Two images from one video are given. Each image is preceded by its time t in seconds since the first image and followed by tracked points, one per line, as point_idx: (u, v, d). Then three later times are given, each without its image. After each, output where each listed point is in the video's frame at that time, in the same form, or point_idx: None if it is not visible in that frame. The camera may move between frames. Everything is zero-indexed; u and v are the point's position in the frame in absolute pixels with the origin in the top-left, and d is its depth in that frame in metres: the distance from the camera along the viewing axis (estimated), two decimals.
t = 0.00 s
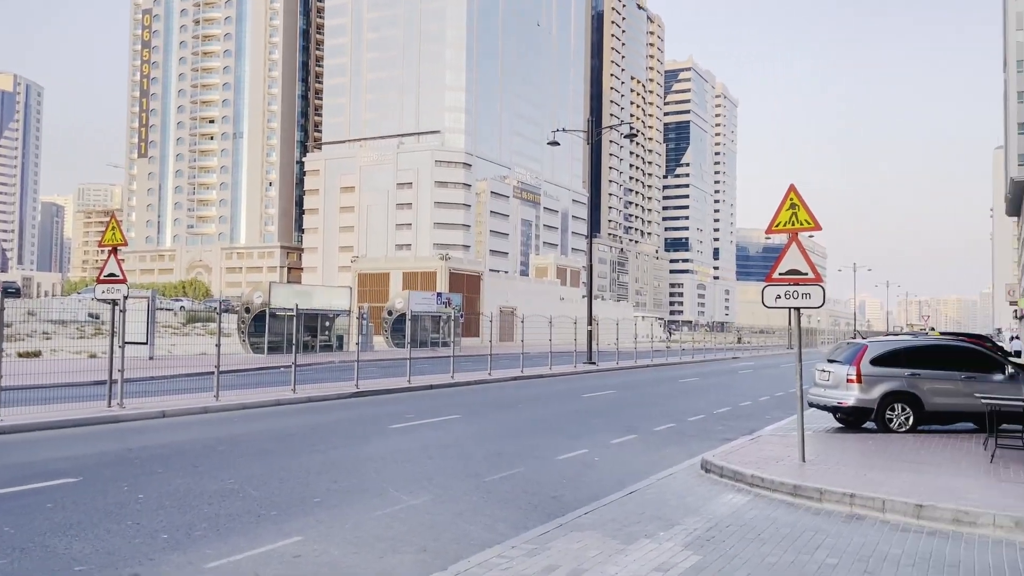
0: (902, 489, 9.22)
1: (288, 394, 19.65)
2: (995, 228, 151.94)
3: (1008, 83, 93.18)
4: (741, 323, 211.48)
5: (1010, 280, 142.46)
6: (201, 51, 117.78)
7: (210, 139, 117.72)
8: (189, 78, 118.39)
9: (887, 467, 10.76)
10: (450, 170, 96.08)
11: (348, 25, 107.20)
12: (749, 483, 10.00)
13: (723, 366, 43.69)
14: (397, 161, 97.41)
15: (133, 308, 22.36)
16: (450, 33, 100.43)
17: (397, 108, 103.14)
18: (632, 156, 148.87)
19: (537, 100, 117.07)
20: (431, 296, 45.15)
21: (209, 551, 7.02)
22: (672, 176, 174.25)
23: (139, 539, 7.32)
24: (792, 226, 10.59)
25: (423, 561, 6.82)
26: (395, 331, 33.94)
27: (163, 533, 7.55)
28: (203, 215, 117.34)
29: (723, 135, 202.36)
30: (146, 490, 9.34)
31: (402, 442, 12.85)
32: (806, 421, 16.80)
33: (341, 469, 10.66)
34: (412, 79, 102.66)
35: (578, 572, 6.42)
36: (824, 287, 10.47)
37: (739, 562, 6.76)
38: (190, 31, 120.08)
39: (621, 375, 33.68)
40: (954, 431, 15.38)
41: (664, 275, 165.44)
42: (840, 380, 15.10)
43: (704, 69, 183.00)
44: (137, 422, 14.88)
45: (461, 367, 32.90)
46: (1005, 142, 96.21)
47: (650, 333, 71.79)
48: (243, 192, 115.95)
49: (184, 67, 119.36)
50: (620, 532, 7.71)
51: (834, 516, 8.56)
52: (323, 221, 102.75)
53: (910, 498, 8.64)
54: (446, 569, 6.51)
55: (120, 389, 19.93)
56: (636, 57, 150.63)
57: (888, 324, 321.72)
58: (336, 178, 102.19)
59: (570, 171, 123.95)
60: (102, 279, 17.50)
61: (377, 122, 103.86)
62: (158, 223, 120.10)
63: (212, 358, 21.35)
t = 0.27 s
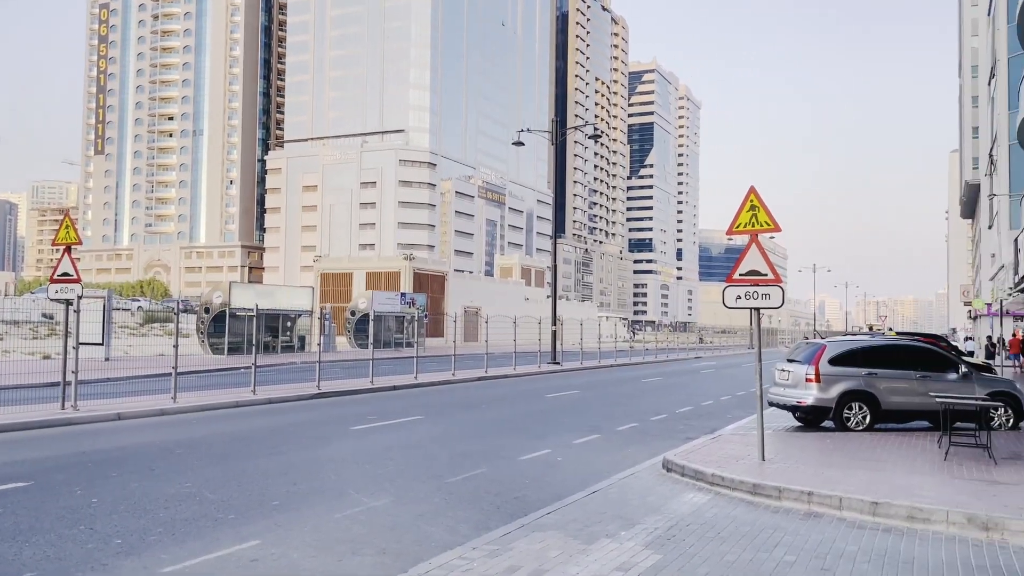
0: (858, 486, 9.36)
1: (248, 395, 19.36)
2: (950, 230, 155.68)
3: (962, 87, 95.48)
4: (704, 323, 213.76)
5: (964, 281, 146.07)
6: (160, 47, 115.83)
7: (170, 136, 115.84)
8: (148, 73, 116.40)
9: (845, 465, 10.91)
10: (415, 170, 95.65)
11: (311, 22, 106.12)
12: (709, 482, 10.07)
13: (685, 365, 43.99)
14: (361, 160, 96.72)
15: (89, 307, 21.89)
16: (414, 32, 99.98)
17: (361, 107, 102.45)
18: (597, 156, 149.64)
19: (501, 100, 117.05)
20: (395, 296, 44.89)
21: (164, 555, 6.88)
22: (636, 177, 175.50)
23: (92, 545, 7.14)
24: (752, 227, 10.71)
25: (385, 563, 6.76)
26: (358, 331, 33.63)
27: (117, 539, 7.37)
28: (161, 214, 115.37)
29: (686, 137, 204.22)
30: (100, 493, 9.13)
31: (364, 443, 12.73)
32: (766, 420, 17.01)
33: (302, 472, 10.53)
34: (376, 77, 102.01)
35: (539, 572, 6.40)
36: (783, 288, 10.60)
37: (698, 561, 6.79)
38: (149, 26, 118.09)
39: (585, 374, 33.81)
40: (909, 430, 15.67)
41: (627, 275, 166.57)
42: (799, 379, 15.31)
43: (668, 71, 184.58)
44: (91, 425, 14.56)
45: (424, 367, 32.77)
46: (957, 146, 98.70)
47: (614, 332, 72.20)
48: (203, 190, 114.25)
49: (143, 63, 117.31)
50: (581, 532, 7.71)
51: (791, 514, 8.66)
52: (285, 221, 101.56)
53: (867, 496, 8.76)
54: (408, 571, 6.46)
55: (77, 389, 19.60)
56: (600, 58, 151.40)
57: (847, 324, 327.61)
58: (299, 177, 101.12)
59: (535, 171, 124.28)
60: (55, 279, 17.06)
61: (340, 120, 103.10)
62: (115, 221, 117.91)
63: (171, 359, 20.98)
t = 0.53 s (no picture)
0: (818, 484, 9.51)
1: (209, 396, 19.07)
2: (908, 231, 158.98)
3: (920, 92, 97.38)
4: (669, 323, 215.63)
5: (921, 282, 149.17)
6: (120, 42, 113.92)
7: (129, 133, 113.93)
8: (107, 69, 114.38)
9: (805, 463, 11.10)
10: (381, 169, 95.08)
11: (275, 19, 105.00)
12: (672, 481, 10.17)
13: (650, 364, 44.25)
14: (325, 159, 95.90)
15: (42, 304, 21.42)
16: (380, 29, 99.37)
17: (325, 105, 101.63)
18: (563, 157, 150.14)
19: (468, 100, 116.85)
20: (359, 296, 44.59)
21: (123, 560, 6.75)
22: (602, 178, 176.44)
23: (44, 550, 6.98)
24: (714, 228, 10.82)
25: (348, 564, 6.70)
26: (322, 331, 33.36)
27: (72, 542, 7.21)
28: (121, 212, 113.23)
29: (651, 138, 205.71)
30: (56, 497, 8.94)
31: (327, 445, 12.62)
32: (729, 419, 17.20)
33: (264, 473, 10.40)
34: (341, 76, 101.23)
35: (502, 572, 6.41)
36: (744, 288, 10.71)
37: (661, 560, 6.84)
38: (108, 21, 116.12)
39: (550, 374, 33.88)
40: (867, 428, 15.97)
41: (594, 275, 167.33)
42: (760, 379, 15.52)
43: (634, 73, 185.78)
44: (47, 427, 14.24)
45: (390, 368, 32.59)
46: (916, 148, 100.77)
47: (579, 333, 72.43)
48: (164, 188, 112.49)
49: (102, 58, 115.29)
50: (545, 532, 7.73)
51: (754, 512, 8.77)
52: (248, 220, 100.20)
53: (825, 493, 8.91)
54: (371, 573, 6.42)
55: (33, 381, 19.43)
56: (566, 59, 151.89)
57: (809, 324, 332.63)
58: (261, 176, 99.92)
59: (501, 171, 124.33)
60: (11, 278, 16.63)
61: (305, 119, 102.26)
62: (73, 219, 115.15)
63: (130, 359, 20.61)
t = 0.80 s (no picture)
0: (781, 482, 9.61)
1: (171, 397, 18.76)
2: (870, 232, 161.77)
3: (882, 95, 99.12)
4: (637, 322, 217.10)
5: (883, 282, 151.88)
6: (81, 37, 111.95)
7: (91, 130, 111.93)
8: (68, 64, 112.32)
9: (768, 461, 11.22)
10: (348, 168, 94.40)
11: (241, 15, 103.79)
12: (637, 480, 10.20)
13: (617, 364, 44.48)
14: (292, 157, 95.01)
15: (10, 301, 21.34)
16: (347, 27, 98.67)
17: (292, 103, 100.75)
18: (532, 157, 150.35)
19: (436, 99, 116.53)
20: (326, 296, 44.26)
21: (81, 564, 6.60)
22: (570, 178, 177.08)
23: None
24: (681, 228, 10.89)
25: (312, 566, 6.62)
26: (288, 331, 33.05)
27: (28, 547, 7.03)
28: (81, 210, 111.16)
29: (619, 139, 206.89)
30: (12, 500, 8.71)
31: (292, 446, 12.47)
32: (694, 419, 17.33)
33: (227, 475, 10.25)
34: (308, 73, 100.37)
35: (469, 573, 6.39)
36: (710, 287, 10.78)
37: (626, 558, 6.85)
38: (69, 16, 114.13)
39: (518, 374, 33.90)
40: (830, 426, 16.20)
41: (562, 275, 167.76)
42: (725, 378, 15.67)
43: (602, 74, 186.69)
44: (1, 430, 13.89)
45: (357, 368, 32.34)
46: (878, 150, 102.49)
47: (548, 332, 72.54)
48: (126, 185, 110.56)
49: (62, 53, 113.23)
50: (511, 532, 7.71)
51: (719, 510, 8.83)
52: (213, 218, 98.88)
53: (788, 491, 9.00)
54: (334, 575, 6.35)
55: None
56: (535, 59, 152.18)
57: (773, 323, 336.97)
58: (226, 174, 98.67)
59: (469, 171, 124.15)
60: None
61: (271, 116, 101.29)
62: (32, 216, 113.60)
63: (90, 360, 20.15)
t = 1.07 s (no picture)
0: (750, 480, 9.70)
1: (139, 398, 18.49)
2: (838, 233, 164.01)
3: (850, 97, 100.53)
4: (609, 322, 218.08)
5: (851, 282, 154.10)
6: (46, 32, 110.09)
7: (56, 126, 110.02)
8: (32, 59, 110.30)
9: (738, 459, 11.33)
10: (319, 166, 93.70)
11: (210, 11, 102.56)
12: (609, 479, 10.25)
13: (589, 363, 44.58)
14: (262, 155, 94.10)
15: None
16: (318, 24, 97.90)
17: (262, 100, 99.85)
18: (505, 156, 150.31)
19: (409, 97, 116.05)
20: (296, 295, 43.88)
21: (43, 568, 6.48)
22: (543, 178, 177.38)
23: None
24: (652, 228, 10.94)
25: (279, 568, 6.57)
26: (258, 331, 32.67)
27: None
28: (46, 208, 109.16)
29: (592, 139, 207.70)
30: None
31: (260, 446, 12.35)
32: (665, 417, 17.41)
33: (195, 477, 10.11)
34: (278, 70, 99.49)
35: (440, 573, 6.37)
36: (680, 288, 10.85)
37: (596, 557, 6.88)
38: (34, 11, 112.01)
39: (491, 374, 33.86)
40: (798, 424, 16.39)
41: (535, 275, 167.96)
42: (696, 377, 15.79)
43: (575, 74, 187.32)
44: None
45: (328, 368, 32.09)
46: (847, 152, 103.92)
47: (520, 331, 72.56)
48: (92, 183, 108.78)
49: (27, 48, 111.10)
50: (482, 531, 7.70)
51: (688, 508, 8.90)
52: (181, 217, 97.60)
53: (758, 489, 9.10)
54: None
55: None
56: (508, 58, 152.23)
57: (744, 322, 340.22)
58: (195, 172, 97.44)
59: (442, 170, 123.91)
60: None
61: (240, 114, 100.31)
62: None
63: (53, 361, 19.73)
